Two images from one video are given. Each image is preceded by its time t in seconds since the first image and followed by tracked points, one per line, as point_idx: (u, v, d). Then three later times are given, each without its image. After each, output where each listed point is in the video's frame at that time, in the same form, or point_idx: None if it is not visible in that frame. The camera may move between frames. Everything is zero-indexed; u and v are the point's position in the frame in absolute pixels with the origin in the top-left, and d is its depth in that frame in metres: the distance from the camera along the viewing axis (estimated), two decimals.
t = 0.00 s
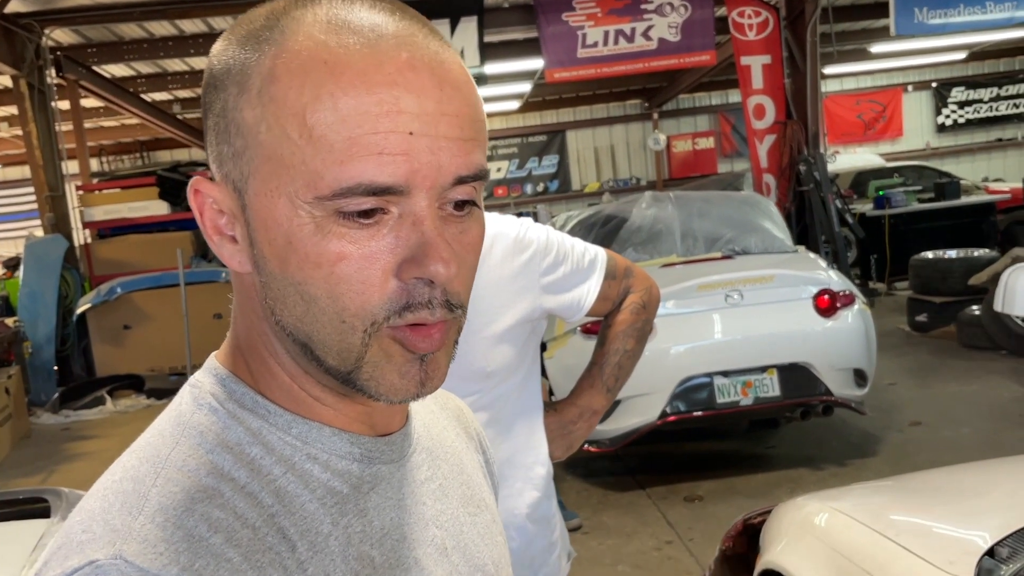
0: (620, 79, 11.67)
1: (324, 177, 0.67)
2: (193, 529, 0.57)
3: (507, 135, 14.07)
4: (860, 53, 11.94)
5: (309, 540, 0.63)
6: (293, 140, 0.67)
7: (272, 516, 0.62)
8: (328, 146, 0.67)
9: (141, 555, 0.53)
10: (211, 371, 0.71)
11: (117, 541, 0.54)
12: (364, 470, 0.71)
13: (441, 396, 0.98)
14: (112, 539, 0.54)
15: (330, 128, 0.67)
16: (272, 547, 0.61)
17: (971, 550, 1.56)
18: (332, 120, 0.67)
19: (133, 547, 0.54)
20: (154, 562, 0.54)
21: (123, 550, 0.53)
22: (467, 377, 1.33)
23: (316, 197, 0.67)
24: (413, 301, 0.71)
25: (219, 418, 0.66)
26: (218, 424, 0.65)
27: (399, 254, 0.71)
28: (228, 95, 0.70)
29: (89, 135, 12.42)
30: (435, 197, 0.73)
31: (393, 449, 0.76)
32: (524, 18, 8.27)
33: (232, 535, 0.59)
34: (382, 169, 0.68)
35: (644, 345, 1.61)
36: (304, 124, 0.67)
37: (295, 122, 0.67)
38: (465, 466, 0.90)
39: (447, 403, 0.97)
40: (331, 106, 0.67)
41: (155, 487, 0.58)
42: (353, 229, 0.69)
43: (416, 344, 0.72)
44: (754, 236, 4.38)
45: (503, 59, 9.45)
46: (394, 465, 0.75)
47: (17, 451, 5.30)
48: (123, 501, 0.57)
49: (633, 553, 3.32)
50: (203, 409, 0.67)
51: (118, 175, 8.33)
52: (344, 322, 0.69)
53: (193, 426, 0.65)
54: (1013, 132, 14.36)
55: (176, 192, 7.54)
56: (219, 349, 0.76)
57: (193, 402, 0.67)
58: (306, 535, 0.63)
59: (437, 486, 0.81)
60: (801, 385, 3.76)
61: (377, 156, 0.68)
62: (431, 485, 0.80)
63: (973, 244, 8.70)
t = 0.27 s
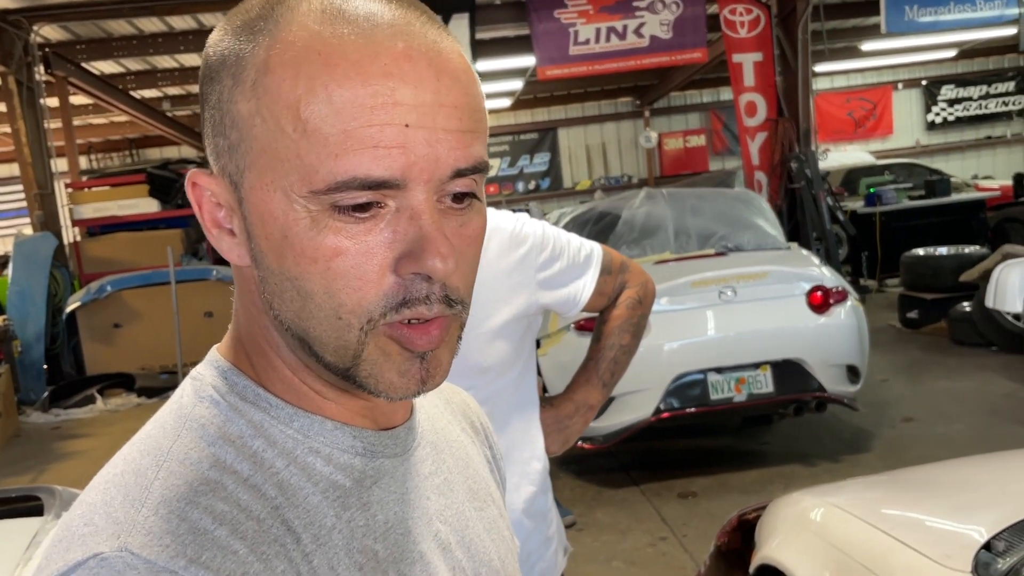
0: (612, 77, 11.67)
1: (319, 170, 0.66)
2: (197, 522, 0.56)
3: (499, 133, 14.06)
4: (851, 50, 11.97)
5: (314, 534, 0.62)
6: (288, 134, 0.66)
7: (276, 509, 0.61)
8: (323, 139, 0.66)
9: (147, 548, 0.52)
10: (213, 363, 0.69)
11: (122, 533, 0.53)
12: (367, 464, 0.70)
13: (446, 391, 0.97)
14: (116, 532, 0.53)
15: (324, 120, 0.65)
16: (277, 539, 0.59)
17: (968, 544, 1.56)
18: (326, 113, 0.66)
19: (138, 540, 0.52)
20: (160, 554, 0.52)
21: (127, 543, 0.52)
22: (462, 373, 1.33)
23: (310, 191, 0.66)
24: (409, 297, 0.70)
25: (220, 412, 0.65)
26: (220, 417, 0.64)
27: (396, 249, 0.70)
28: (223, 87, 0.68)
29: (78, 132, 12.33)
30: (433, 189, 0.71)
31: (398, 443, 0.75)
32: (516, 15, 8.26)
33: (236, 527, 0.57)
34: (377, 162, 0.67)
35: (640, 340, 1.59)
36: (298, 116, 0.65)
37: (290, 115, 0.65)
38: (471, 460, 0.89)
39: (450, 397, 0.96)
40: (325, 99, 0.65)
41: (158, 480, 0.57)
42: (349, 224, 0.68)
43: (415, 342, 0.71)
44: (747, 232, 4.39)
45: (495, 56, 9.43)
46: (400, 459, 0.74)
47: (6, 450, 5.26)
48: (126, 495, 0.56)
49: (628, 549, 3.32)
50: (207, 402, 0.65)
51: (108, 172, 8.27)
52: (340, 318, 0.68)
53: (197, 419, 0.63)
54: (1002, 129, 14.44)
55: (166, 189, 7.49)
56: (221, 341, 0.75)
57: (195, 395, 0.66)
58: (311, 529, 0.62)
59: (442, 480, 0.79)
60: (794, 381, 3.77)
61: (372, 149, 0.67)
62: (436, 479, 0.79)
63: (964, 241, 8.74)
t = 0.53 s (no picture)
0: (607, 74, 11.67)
1: (326, 161, 0.66)
2: (205, 506, 0.56)
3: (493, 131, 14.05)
4: (845, 49, 12.00)
5: (317, 518, 0.62)
6: (295, 125, 0.66)
7: (281, 494, 0.62)
8: (330, 132, 0.66)
9: (156, 532, 0.52)
10: (214, 354, 0.70)
11: (131, 517, 0.53)
12: (367, 453, 0.70)
13: (441, 382, 0.97)
14: (124, 517, 0.53)
15: (331, 112, 0.66)
16: (284, 522, 0.60)
17: (961, 537, 1.57)
18: (333, 105, 0.66)
19: (148, 524, 0.53)
20: (169, 536, 0.53)
21: (137, 527, 0.52)
22: (460, 368, 1.33)
23: (317, 181, 0.67)
24: (414, 285, 0.70)
25: (223, 400, 0.65)
26: (222, 405, 0.65)
27: (400, 239, 0.70)
28: (229, 80, 0.68)
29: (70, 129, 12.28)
30: (436, 180, 0.72)
31: (397, 431, 0.75)
32: (511, 13, 8.25)
33: (243, 510, 0.58)
34: (384, 154, 0.68)
35: (636, 336, 1.61)
36: (306, 108, 0.65)
37: (297, 107, 0.66)
38: (465, 451, 0.89)
39: (444, 389, 0.97)
40: (332, 91, 0.66)
41: (165, 467, 0.57)
42: (355, 214, 0.69)
43: (417, 334, 0.71)
44: (742, 230, 4.40)
45: (489, 54, 9.42)
46: (398, 447, 0.75)
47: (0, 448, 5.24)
48: (133, 482, 0.56)
49: (624, 545, 3.33)
50: (208, 392, 0.66)
51: (101, 169, 8.24)
52: (346, 307, 0.68)
53: (199, 408, 0.64)
54: (995, 128, 14.51)
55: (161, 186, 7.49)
56: (221, 333, 0.75)
57: (197, 385, 0.67)
58: (315, 513, 0.62)
59: (439, 469, 0.80)
60: (788, 378, 3.79)
61: (377, 141, 0.67)
62: (433, 468, 0.79)
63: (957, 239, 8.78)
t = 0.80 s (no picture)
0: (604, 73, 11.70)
1: (317, 160, 0.68)
2: (207, 477, 0.59)
3: (491, 129, 14.07)
4: (842, 48, 12.02)
5: (312, 490, 0.65)
6: (285, 126, 0.68)
7: (277, 468, 0.64)
8: (319, 132, 0.68)
9: (163, 501, 0.55)
10: (207, 345, 0.72)
11: (138, 489, 0.55)
12: (354, 434, 0.73)
13: (422, 371, 1.00)
14: (129, 490, 0.56)
15: (319, 113, 0.68)
16: (281, 493, 0.62)
17: (946, 531, 1.59)
18: (321, 106, 0.68)
19: (155, 495, 0.55)
20: (173, 503, 0.55)
21: (144, 498, 0.55)
22: (452, 363, 1.36)
23: (309, 179, 0.69)
24: (403, 271, 0.73)
25: (216, 386, 0.67)
26: (217, 390, 0.67)
27: (390, 229, 0.72)
28: (217, 88, 0.70)
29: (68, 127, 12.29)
30: (420, 172, 0.74)
31: (382, 414, 0.78)
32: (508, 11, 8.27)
33: (243, 480, 0.60)
34: (371, 150, 0.70)
35: (626, 331, 1.62)
36: (295, 110, 0.68)
37: (286, 109, 0.68)
38: (448, 437, 0.92)
39: (426, 375, 0.99)
40: (319, 93, 0.68)
41: (165, 446, 0.60)
42: (347, 207, 0.71)
43: (407, 321, 0.74)
44: (737, 229, 4.42)
45: (487, 52, 9.43)
46: (384, 428, 0.77)
47: None
48: (136, 460, 0.59)
49: (618, 540, 3.36)
50: (202, 377, 0.68)
51: (99, 167, 8.25)
52: (339, 296, 0.71)
53: (195, 392, 0.66)
54: (992, 127, 14.54)
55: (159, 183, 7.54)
56: (212, 327, 0.77)
57: (189, 372, 0.69)
58: (309, 486, 0.65)
59: (423, 452, 0.83)
60: (781, 375, 3.82)
61: (365, 139, 0.69)
62: (417, 451, 0.82)
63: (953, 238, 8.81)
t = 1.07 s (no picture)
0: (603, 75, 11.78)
1: (319, 168, 0.75)
2: (211, 452, 0.66)
3: (491, 130, 14.16)
4: (840, 51, 12.09)
5: (302, 464, 0.72)
6: (289, 137, 0.74)
7: (272, 444, 0.71)
8: (321, 142, 0.75)
9: (173, 470, 0.63)
10: (211, 335, 0.79)
11: (150, 461, 0.63)
12: (342, 417, 0.80)
13: (410, 357, 1.07)
14: (144, 461, 0.63)
15: (319, 126, 0.75)
16: (276, 466, 0.69)
17: (917, 521, 1.66)
18: (321, 120, 0.75)
19: (166, 465, 0.63)
20: (180, 473, 0.63)
21: (156, 469, 0.62)
22: (445, 357, 1.43)
23: (312, 184, 0.75)
24: (396, 263, 0.79)
25: (218, 370, 0.75)
26: (219, 375, 0.74)
27: (383, 226, 0.78)
28: (226, 105, 0.76)
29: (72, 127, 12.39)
30: (409, 176, 0.80)
31: (368, 398, 0.85)
32: (508, 14, 8.36)
33: (241, 455, 0.68)
34: (367, 157, 0.76)
35: (611, 327, 1.69)
36: (299, 125, 0.74)
37: (290, 124, 0.74)
38: (431, 420, 0.99)
39: (411, 362, 1.06)
40: (319, 108, 0.75)
41: (173, 425, 0.67)
42: (345, 208, 0.77)
43: (401, 298, 0.80)
44: (731, 230, 4.49)
45: (487, 54, 9.52)
46: (369, 410, 0.84)
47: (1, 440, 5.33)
48: (147, 437, 0.66)
49: (610, 535, 3.43)
50: (206, 362, 0.75)
51: (102, 166, 8.34)
52: (340, 287, 0.77)
53: (200, 376, 0.74)
54: (990, 130, 14.60)
55: (162, 183, 7.67)
56: (216, 318, 0.84)
57: (195, 359, 0.76)
58: (300, 460, 0.72)
59: (405, 432, 0.89)
60: (772, 374, 3.88)
61: (361, 148, 0.76)
62: (400, 431, 0.88)
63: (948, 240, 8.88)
